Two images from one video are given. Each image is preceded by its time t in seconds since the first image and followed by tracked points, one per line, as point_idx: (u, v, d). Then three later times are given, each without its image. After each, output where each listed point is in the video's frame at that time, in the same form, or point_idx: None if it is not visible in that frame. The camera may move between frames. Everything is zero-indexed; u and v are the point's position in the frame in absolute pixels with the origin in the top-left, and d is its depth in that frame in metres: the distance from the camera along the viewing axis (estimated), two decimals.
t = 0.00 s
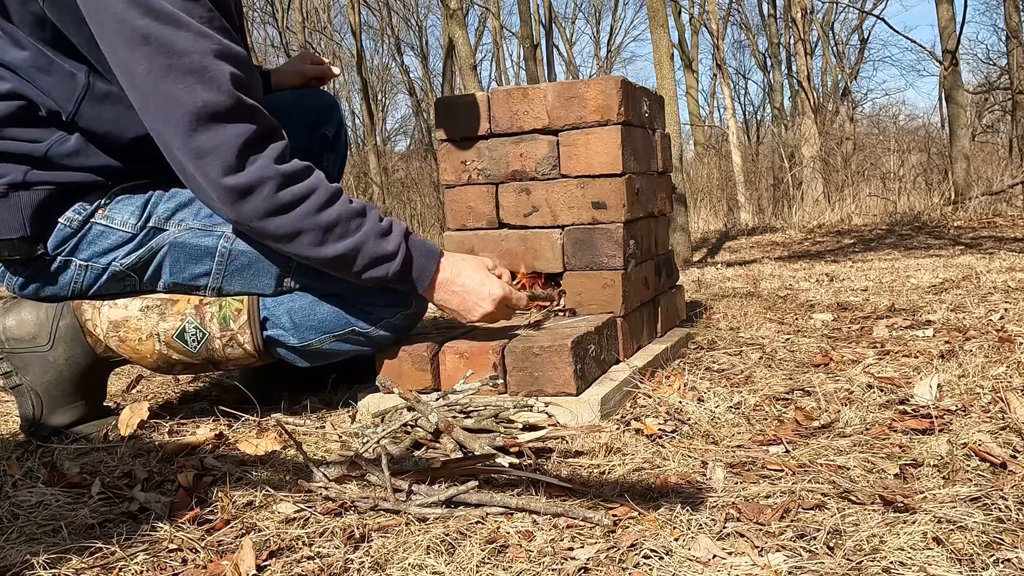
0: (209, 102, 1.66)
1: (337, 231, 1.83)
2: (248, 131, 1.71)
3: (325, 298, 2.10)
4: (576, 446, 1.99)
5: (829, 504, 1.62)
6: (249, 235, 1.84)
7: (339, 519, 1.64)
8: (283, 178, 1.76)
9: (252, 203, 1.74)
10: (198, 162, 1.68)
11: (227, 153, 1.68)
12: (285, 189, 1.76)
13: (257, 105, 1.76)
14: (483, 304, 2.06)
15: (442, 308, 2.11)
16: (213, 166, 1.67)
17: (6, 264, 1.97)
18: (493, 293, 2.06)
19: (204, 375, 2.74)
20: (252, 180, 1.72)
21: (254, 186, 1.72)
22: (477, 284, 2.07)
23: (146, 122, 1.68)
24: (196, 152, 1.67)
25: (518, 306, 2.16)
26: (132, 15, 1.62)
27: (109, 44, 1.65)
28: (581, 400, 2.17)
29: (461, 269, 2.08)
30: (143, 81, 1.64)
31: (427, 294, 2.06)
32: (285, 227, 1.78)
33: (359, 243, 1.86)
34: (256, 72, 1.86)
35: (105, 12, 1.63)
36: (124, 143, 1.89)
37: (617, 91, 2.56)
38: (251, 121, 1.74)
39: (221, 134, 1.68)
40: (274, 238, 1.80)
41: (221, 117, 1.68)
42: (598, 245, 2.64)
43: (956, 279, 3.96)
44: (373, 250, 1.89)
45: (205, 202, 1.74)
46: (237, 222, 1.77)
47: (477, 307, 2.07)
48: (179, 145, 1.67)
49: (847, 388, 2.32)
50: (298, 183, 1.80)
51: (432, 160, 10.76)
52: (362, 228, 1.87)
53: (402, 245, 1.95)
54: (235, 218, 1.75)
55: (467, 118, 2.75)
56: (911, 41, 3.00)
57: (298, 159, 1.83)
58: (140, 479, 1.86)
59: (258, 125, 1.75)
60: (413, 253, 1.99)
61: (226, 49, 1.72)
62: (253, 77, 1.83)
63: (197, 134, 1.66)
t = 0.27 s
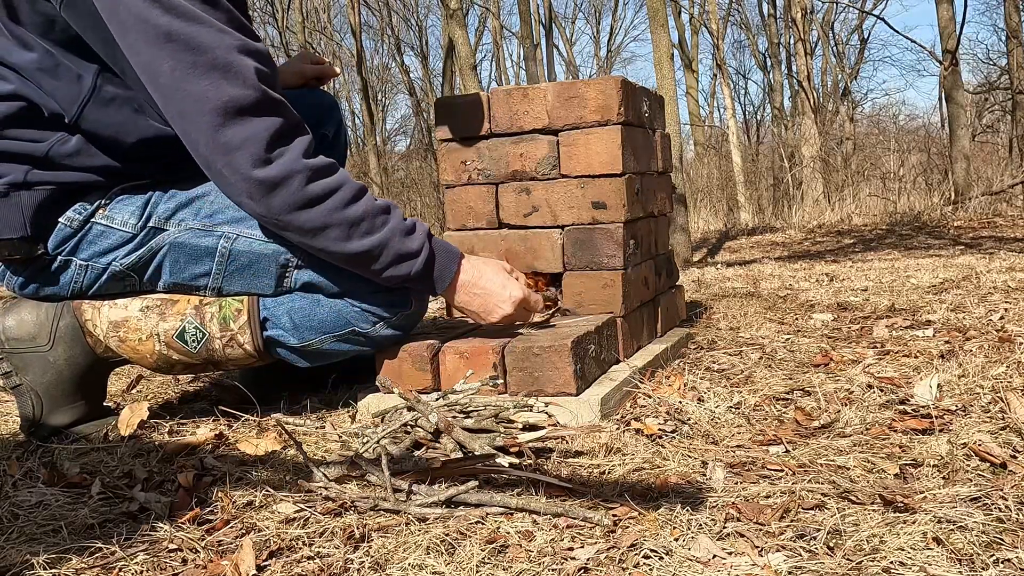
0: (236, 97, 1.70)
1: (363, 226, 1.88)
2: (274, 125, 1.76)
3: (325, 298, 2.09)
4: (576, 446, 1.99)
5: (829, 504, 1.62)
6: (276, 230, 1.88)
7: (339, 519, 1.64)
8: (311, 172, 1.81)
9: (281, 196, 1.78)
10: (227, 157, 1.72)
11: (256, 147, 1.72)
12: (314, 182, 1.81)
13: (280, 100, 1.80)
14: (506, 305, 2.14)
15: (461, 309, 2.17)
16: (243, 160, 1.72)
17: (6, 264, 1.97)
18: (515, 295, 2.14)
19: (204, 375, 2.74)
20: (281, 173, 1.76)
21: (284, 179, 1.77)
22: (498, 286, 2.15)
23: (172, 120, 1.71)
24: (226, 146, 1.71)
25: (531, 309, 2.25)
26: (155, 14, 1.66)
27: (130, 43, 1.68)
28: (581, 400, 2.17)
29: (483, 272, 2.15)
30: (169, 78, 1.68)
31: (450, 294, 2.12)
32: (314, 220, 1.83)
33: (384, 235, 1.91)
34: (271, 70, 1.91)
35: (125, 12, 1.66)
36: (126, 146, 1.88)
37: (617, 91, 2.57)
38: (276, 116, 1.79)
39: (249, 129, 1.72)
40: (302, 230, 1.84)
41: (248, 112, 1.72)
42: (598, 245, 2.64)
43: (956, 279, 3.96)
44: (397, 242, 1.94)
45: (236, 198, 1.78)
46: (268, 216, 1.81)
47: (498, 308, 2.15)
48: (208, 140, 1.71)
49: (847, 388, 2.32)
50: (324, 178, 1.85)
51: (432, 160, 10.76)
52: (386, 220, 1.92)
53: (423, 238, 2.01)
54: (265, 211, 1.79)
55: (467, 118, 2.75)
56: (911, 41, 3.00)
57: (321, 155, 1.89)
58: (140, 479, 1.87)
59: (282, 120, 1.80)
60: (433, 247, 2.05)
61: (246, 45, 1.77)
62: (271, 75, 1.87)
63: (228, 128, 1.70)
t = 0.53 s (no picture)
0: (255, 95, 1.72)
1: (381, 220, 1.91)
2: (293, 122, 1.78)
3: (325, 299, 2.10)
4: (576, 446, 1.99)
5: (829, 504, 1.62)
6: (295, 227, 1.89)
7: (339, 519, 1.64)
8: (331, 167, 1.83)
9: (302, 191, 1.80)
10: (248, 153, 1.73)
11: (277, 143, 1.74)
12: (333, 178, 1.83)
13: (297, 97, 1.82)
14: (519, 301, 2.19)
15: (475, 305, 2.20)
16: (265, 156, 1.73)
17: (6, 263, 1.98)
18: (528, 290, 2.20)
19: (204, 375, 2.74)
20: (302, 169, 1.78)
21: (305, 175, 1.78)
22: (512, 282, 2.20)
23: (191, 119, 1.72)
24: (247, 143, 1.72)
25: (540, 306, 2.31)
26: (172, 15, 1.67)
27: (146, 44, 1.68)
28: (581, 400, 2.17)
29: (497, 268, 2.20)
30: (188, 77, 1.68)
31: (465, 291, 2.16)
32: (333, 215, 1.84)
33: (401, 227, 1.94)
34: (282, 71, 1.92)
35: (141, 13, 1.67)
36: (128, 149, 1.87)
37: (617, 91, 2.56)
38: (293, 114, 1.80)
39: (269, 126, 1.74)
40: (322, 226, 1.85)
41: (267, 109, 1.73)
42: (598, 245, 2.64)
43: (956, 279, 3.96)
44: (413, 233, 1.97)
45: (256, 194, 1.79)
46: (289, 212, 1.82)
47: (512, 304, 2.20)
48: (229, 137, 1.72)
49: (847, 388, 2.32)
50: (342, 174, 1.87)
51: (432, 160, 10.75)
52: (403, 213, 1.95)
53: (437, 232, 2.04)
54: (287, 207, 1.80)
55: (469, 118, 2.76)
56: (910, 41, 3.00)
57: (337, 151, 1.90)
58: (140, 479, 1.87)
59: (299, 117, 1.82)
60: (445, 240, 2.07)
61: (262, 44, 1.78)
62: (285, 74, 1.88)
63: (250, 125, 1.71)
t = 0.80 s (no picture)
0: (267, 96, 1.73)
1: (389, 220, 1.92)
2: (303, 123, 1.79)
3: (325, 299, 2.10)
4: (576, 446, 1.99)
5: (829, 504, 1.62)
6: (303, 227, 1.89)
7: (339, 519, 1.64)
8: (340, 167, 1.84)
9: (313, 191, 1.81)
10: (260, 154, 1.74)
11: (288, 143, 1.75)
12: (343, 178, 1.84)
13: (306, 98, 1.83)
14: (523, 302, 2.24)
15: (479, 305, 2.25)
16: (276, 156, 1.74)
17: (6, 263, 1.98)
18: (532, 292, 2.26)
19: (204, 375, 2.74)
20: (313, 169, 1.79)
21: (315, 175, 1.80)
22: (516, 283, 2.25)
23: (202, 119, 1.72)
24: (259, 144, 1.73)
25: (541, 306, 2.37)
26: (183, 16, 1.67)
27: (156, 45, 1.68)
28: (581, 400, 2.17)
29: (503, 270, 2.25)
30: (200, 78, 1.69)
31: (470, 291, 2.21)
32: (343, 214, 1.86)
33: (409, 227, 1.96)
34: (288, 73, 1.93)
35: (152, 14, 1.67)
36: (131, 151, 1.88)
37: (617, 91, 2.56)
38: (302, 114, 1.81)
39: (279, 126, 1.75)
40: (331, 226, 1.86)
41: (278, 110, 1.75)
42: (599, 245, 2.64)
43: (956, 279, 3.96)
44: (420, 233, 1.99)
45: (266, 194, 1.80)
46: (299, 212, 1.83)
47: (516, 304, 2.25)
48: (241, 138, 1.72)
49: (847, 388, 2.32)
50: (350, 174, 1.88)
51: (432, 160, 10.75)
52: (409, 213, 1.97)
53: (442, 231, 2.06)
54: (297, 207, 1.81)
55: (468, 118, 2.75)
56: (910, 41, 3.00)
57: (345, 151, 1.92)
58: (140, 479, 1.87)
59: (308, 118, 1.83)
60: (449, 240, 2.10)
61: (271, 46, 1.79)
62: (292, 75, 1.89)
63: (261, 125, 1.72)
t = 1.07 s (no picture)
0: (256, 100, 1.72)
1: (377, 226, 1.91)
2: (292, 129, 1.78)
3: (325, 299, 2.10)
4: (576, 446, 1.99)
5: (829, 504, 1.62)
6: (289, 232, 1.89)
7: (339, 519, 1.64)
8: (328, 174, 1.83)
9: (298, 197, 1.80)
10: (246, 158, 1.73)
11: (275, 149, 1.74)
12: (330, 184, 1.83)
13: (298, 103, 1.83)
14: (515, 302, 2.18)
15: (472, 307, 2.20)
16: (262, 162, 1.73)
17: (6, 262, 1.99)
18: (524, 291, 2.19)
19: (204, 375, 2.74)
20: (298, 176, 1.78)
21: (301, 181, 1.79)
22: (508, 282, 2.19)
23: (191, 121, 1.72)
24: (246, 149, 1.72)
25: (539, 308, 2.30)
26: (177, 17, 1.68)
27: (150, 45, 1.69)
28: (581, 400, 2.17)
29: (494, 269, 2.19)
30: (191, 80, 1.69)
31: (461, 292, 2.16)
32: (328, 221, 1.85)
33: (397, 235, 1.94)
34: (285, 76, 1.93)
35: (148, 14, 1.67)
36: (133, 148, 1.87)
37: (617, 91, 2.56)
38: (292, 119, 1.80)
39: (268, 131, 1.74)
40: (317, 232, 1.86)
41: (267, 115, 1.74)
42: (599, 245, 2.64)
43: (956, 279, 3.96)
44: (409, 240, 1.97)
45: (252, 199, 1.80)
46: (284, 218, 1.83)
47: (509, 303, 2.18)
48: (228, 142, 1.72)
49: (847, 388, 2.32)
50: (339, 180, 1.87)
51: (433, 160, 10.75)
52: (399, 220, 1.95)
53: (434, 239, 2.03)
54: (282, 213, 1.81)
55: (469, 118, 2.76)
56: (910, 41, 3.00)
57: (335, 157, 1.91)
58: (140, 479, 1.87)
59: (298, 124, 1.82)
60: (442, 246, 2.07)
61: (265, 50, 1.79)
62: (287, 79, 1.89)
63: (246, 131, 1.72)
